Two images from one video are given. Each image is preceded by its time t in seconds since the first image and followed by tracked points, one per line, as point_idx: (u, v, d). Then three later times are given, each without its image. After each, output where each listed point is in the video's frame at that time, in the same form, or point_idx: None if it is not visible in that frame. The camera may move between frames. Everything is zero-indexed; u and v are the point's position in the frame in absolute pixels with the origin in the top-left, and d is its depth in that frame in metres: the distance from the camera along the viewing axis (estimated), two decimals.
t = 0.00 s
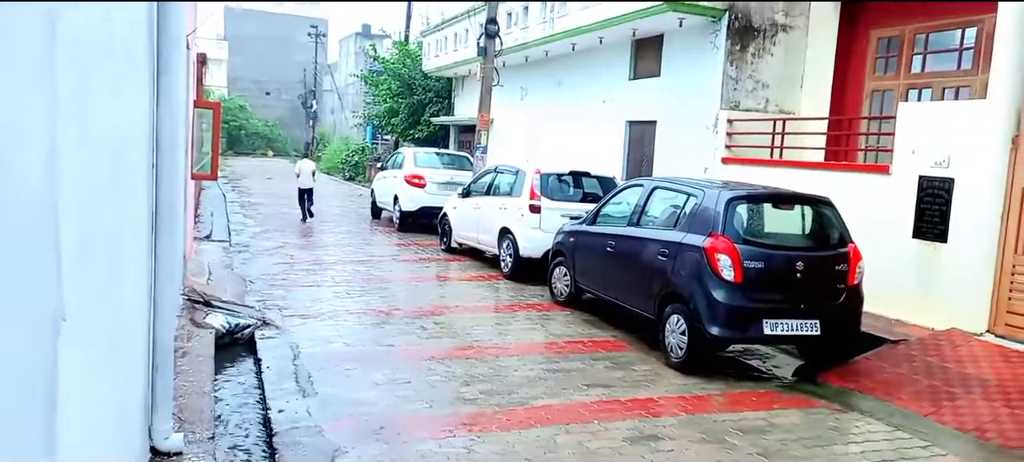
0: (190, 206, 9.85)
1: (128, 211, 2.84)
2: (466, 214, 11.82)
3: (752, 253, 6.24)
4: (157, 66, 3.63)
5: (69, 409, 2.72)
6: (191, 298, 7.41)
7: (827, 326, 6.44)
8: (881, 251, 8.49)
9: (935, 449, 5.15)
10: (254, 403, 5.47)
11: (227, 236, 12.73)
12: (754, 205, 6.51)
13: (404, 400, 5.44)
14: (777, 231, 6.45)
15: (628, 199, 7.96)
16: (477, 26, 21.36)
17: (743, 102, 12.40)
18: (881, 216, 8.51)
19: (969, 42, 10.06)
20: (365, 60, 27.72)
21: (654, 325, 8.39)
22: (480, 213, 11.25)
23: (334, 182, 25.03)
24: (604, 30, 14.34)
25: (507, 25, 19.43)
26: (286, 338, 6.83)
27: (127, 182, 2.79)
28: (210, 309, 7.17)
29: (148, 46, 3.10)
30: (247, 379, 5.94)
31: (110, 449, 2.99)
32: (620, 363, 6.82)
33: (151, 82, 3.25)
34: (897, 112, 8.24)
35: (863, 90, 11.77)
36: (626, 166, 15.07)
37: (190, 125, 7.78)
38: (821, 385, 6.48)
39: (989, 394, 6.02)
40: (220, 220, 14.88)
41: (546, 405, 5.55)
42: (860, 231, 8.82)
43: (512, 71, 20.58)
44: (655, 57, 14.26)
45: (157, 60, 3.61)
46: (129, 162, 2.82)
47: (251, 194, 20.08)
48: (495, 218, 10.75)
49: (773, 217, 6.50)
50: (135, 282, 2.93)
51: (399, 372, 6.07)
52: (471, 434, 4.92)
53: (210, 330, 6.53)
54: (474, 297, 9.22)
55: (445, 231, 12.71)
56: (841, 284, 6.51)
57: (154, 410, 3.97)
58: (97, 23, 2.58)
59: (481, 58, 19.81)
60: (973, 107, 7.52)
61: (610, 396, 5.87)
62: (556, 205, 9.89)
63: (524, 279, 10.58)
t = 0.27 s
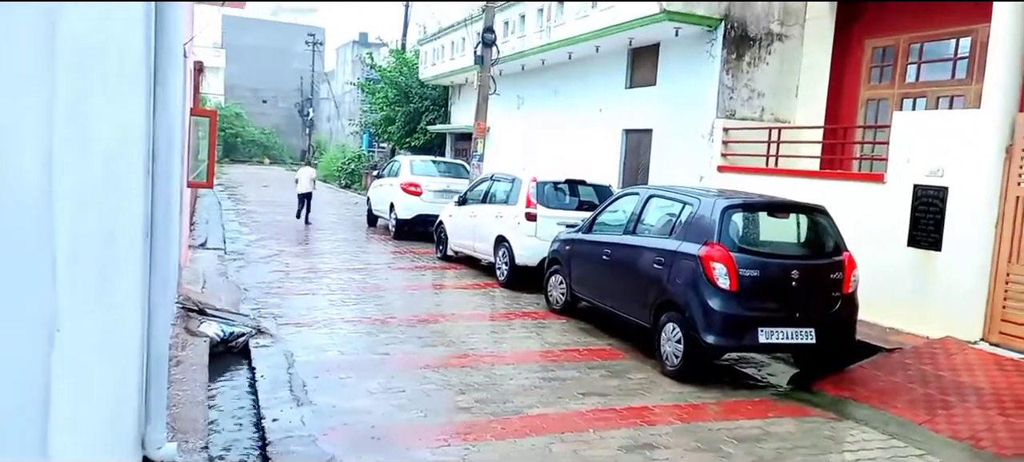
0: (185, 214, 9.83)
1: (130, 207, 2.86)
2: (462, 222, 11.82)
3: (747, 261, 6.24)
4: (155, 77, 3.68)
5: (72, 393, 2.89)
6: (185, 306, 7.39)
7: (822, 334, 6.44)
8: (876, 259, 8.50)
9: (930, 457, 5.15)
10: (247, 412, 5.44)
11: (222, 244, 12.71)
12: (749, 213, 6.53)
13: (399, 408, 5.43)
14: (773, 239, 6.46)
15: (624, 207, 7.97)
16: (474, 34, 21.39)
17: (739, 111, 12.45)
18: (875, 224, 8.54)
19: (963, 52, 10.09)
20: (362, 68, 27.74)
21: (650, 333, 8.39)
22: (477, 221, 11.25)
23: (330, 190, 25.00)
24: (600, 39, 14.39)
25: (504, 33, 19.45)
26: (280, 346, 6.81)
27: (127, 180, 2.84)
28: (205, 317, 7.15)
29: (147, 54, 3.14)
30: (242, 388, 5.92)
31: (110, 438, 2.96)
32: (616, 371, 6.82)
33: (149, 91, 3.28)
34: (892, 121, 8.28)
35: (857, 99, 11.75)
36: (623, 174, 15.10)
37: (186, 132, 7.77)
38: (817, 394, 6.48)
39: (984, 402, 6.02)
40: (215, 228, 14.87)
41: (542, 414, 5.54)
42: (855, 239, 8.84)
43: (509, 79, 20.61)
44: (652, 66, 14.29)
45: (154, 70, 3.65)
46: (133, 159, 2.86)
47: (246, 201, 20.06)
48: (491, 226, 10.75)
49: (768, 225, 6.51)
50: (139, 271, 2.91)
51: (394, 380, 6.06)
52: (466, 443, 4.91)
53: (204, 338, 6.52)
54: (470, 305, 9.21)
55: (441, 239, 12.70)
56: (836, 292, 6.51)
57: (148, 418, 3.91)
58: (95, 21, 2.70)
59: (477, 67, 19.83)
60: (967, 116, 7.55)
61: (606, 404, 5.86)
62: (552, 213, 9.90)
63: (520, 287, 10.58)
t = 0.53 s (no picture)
0: (184, 222, 9.83)
1: (133, 209, 2.81)
2: (461, 230, 11.83)
3: (745, 271, 6.25)
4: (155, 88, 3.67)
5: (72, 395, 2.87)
6: (184, 315, 7.39)
7: (821, 344, 6.45)
8: (875, 269, 8.51)
9: None
10: (246, 421, 5.44)
11: (221, 253, 12.71)
12: (748, 223, 6.54)
13: (397, 418, 5.42)
14: (771, 249, 6.48)
15: (623, 217, 7.98)
16: (473, 44, 21.44)
17: (737, 121, 12.54)
18: (874, 234, 8.55)
19: (960, 62, 10.10)
20: (361, 77, 27.80)
21: (649, 343, 8.39)
22: (476, 230, 11.26)
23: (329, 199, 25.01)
24: (599, 48, 14.44)
25: (503, 43, 19.50)
26: (279, 355, 6.81)
27: (128, 181, 2.79)
28: (204, 326, 7.14)
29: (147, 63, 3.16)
30: (241, 397, 5.92)
31: (110, 438, 2.90)
32: (615, 381, 6.82)
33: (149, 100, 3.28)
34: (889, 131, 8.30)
35: (854, 109, 11.71)
36: (622, 183, 15.14)
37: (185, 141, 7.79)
38: (816, 404, 6.48)
39: (983, 413, 6.02)
40: (214, 237, 14.87)
41: (541, 424, 5.53)
42: (853, 249, 8.86)
43: (508, 88, 20.66)
44: (651, 75, 14.33)
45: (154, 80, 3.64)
46: (135, 163, 2.81)
47: (246, 210, 20.07)
48: (491, 235, 10.76)
49: (767, 235, 6.52)
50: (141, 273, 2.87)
51: (393, 390, 6.05)
52: (464, 453, 4.90)
53: (203, 347, 6.51)
54: (469, 314, 9.20)
55: (440, 248, 12.71)
56: (834, 302, 6.52)
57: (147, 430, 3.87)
58: (96, 23, 2.69)
59: (476, 76, 19.87)
60: (964, 127, 7.57)
61: (605, 414, 5.85)
62: (551, 222, 9.91)
63: (519, 296, 10.58)
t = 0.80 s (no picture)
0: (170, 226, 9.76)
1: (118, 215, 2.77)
2: (450, 233, 11.81)
3: (734, 274, 6.27)
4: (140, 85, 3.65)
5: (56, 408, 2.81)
6: (171, 318, 7.33)
7: (809, 347, 6.48)
8: (862, 272, 8.55)
9: None
10: (234, 425, 5.40)
11: (208, 256, 12.63)
12: (736, 226, 6.56)
13: (386, 422, 5.40)
14: (759, 252, 6.50)
15: (612, 220, 7.99)
16: (462, 47, 21.42)
17: (725, 124, 12.61)
18: (861, 237, 8.60)
19: (946, 67, 10.20)
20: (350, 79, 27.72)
21: (638, 345, 8.40)
22: (465, 232, 11.25)
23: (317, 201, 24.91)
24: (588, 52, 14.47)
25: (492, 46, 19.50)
26: (267, 359, 6.76)
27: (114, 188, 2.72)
28: (191, 330, 7.09)
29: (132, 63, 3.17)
30: (228, 401, 5.88)
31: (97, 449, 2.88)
32: (604, 384, 6.82)
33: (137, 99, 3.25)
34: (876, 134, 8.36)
35: (840, 112, 11.80)
36: (611, 186, 15.17)
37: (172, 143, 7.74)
38: (804, 406, 6.51)
39: (969, 414, 6.06)
40: (201, 239, 14.78)
41: (530, 427, 5.52)
42: (840, 252, 8.90)
43: (497, 91, 20.66)
44: (639, 78, 14.36)
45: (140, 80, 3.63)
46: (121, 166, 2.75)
47: (233, 213, 19.96)
48: (480, 238, 10.75)
49: (755, 238, 6.55)
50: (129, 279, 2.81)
51: (382, 393, 6.02)
52: (454, 456, 4.88)
53: (190, 351, 6.46)
54: (459, 317, 9.18)
55: (429, 251, 12.68)
56: (822, 305, 6.55)
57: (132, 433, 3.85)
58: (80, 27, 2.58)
59: (465, 79, 19.85)
60: (949, 131, 7.64)
61: (595, 417, 5.85)
62: (540, 225, 9.91)
63: (509, 299, 10.57)
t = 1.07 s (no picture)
0: (169, 231, 9.77)
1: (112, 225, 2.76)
2: (449, 238, 11.81)
3: (733, 278, 6.28)
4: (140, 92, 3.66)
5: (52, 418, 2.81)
6: (170, 324, 7.33)
7: (808, 351, 6.48)
8: (861, 276, 8.56)
9: None
10: (232, 431, 5.39)
11: (206, 261, 12.62)
12: (735, 230, 6.57)
13: (385, 427, 5.39)
14: (758, 256, 6.50)
15: (611, 224, 8.00)
16: (460, 52, 21.47)
17: (723, 129, 12.62)
18: (858, 241, 8.61)
19: (942, 71, 10.22)
20: (348, 84, 27.76)
21: (637, 350, 8.40)
22: (463, 237, 11.25)
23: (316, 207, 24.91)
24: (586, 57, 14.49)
25: (490, 50, 19.51)
26: (266, 364, 6.76)
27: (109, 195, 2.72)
28: (189, 335, 7.09)
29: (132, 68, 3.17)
30: (227, 406, 5.87)
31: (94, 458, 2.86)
32: (603, 388, 6.82)
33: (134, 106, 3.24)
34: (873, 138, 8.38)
35: (838, 117, 11.82)
36: (609, 191, 15.20)
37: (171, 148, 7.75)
38: (803, 410, 6.51)
39: (968, 418, 6.06)
40: (200, 244, 14.77)
41: (529, 432, 5.52)
42: (838, 256, 8.92)
43: (495, 96, 20.69)
44: (637, 84, 14.40)
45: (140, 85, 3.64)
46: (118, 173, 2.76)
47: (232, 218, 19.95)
48: (478, 243, 10.75)
49: (753, 242, 6.56)
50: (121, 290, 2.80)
51: (381, 399, 6.02)
52: None
53: (189, 356, 6.46)
54: (457, 322, 9.18)
55: (428, 256, 12.68)
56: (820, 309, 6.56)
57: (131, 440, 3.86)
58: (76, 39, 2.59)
59: (463, 84, 19.89)
60: (947, 135, 7.66)
61: (594, 422, 5.85)
62: (539, 229, 9.92)
63: (507, 304, 10.57)
